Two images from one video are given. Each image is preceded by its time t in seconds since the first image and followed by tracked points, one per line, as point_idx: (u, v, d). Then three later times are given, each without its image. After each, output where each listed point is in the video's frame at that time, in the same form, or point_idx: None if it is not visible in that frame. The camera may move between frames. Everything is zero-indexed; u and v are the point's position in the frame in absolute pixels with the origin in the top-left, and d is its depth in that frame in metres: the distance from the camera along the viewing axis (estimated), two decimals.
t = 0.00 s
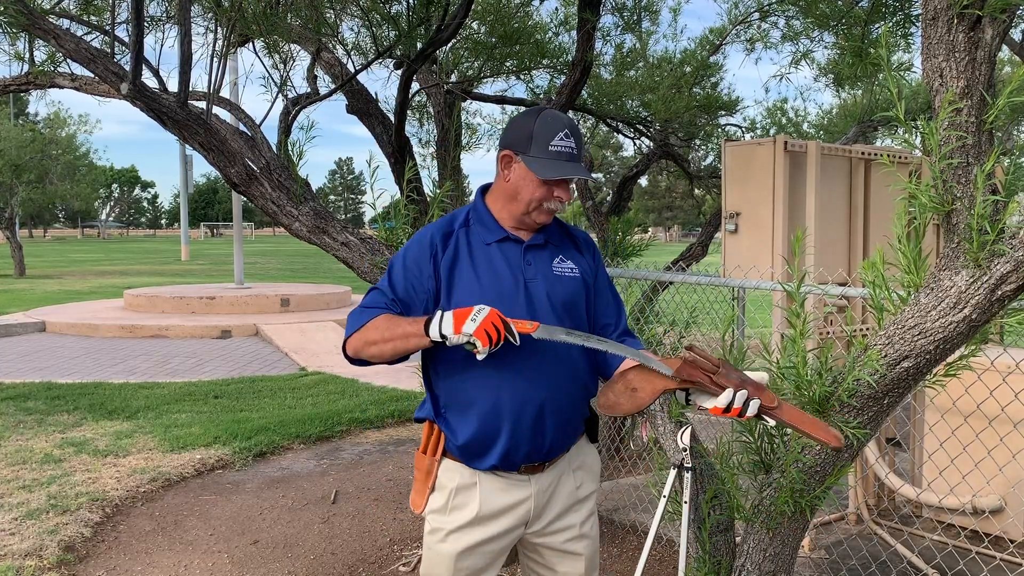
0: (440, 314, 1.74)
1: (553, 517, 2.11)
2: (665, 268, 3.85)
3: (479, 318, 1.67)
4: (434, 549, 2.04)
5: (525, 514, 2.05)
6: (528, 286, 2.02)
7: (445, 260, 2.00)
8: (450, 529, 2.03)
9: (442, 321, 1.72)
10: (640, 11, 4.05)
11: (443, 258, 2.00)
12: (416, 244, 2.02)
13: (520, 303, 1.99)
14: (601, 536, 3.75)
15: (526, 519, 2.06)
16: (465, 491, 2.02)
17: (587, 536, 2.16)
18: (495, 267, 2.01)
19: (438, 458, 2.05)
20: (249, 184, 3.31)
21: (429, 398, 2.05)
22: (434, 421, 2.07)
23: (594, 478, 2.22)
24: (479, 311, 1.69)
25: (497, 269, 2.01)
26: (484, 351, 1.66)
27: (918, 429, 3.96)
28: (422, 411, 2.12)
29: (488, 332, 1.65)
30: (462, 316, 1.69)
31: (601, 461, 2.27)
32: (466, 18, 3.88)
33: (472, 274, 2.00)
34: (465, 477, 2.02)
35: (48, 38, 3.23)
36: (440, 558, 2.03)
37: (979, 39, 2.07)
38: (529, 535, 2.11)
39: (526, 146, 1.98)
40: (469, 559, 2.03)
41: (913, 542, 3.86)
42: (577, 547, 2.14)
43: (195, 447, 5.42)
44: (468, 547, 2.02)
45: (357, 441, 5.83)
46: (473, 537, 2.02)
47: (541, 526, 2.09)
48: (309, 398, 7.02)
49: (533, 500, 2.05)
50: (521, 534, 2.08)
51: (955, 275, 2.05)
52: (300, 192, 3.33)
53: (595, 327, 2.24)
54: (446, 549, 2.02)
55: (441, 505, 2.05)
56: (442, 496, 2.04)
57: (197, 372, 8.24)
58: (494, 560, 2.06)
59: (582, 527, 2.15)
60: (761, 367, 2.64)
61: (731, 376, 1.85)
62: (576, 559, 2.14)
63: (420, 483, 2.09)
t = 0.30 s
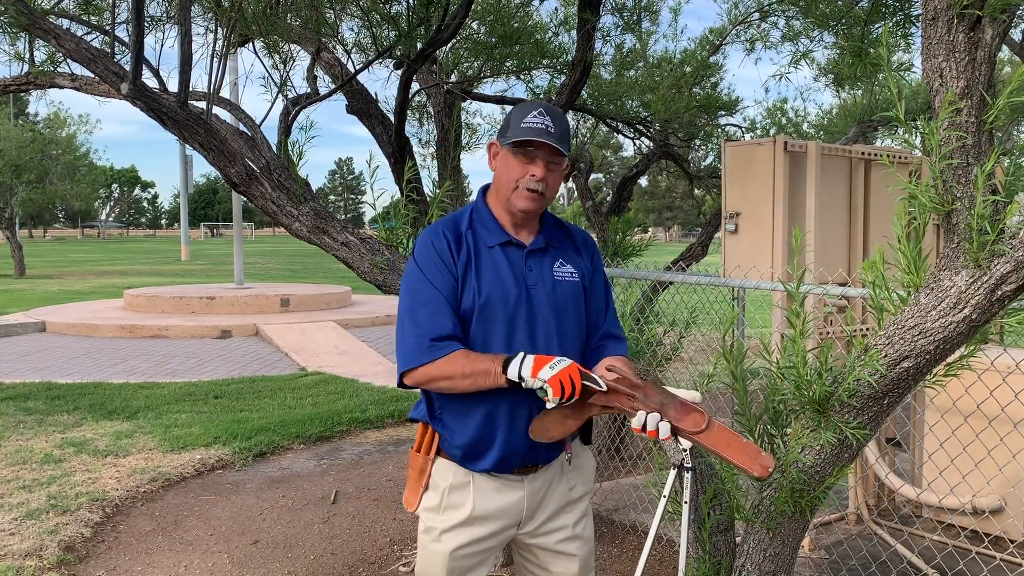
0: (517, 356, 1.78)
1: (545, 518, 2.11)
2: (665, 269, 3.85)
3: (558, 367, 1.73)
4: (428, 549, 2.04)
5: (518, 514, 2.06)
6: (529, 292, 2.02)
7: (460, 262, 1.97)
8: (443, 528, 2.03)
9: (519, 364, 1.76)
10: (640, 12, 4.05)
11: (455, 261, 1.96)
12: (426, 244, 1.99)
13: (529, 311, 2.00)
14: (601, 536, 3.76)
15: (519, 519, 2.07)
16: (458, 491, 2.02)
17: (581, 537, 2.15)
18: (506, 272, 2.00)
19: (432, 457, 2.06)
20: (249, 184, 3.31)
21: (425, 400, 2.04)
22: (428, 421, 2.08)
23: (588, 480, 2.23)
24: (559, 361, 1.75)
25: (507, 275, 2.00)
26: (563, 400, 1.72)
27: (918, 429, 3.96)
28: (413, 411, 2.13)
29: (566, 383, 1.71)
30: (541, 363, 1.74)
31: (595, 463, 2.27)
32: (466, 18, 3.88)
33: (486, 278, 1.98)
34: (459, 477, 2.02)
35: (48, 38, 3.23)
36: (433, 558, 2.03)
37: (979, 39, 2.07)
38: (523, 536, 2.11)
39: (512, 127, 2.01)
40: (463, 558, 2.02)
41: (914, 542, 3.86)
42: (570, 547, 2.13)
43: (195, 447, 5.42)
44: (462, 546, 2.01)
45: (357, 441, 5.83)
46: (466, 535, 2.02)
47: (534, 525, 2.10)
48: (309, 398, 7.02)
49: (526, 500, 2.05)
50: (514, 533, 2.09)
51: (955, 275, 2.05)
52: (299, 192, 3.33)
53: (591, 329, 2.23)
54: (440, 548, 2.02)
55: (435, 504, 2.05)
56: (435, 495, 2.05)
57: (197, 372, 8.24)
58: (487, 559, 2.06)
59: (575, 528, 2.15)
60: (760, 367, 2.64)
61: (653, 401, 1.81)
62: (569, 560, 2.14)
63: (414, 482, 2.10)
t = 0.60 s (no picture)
0: (523, 386, 1.78)
1: (537, 517, 2.11)
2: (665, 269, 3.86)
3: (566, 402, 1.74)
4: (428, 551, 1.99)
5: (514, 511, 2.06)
6: (519, 289, 2.01)
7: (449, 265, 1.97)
8: (445, 528, 1.98)
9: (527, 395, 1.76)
10: (640, 12, 4.05)
11: (445, 264, 1.95)
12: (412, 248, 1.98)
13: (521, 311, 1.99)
14: (601, 536, 3.76)
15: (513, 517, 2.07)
16: (455, 489, 1.99)
17: (569, 536, 2.16)
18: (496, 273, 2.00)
19: (427, 455, 2.00)
20: (249, 184, 3.31)
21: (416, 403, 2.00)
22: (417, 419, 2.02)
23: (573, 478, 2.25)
24: (567, 394, 1.75)
25: (496, 276, 2.00)
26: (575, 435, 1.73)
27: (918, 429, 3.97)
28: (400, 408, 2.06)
29: (577, 418, 1.74)
30: (549, 396, 1.75)
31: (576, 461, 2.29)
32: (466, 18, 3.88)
33: (475, 280, 1.97)
34: (456, 475, 2.00)
35: (48, 38, 3.23)
36: (435, 559, 1.98)
37: (979, 39, 2.07)
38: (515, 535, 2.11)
39: (485, 126, 2.05)
40: (465, 558, 1.99)
41: (913, 542, 3.86)
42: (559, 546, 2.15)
43: (195, 447, 5.42)
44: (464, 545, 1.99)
45: (357, 442, 5.83)
46: (468, 534, 1.99)
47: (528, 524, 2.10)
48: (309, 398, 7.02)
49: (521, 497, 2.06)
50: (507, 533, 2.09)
51: (955, 275, 2.05)
52: (300, 192, 3.33)
53: (575, 326, 2.24)
54: (443, 550, 1.97)
55: (433, 504, 2.00)
56: (433, 495, 2.00)
57: (197, 372, 8.24)
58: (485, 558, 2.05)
59: (561, 527, 2.16)
60: (760, 367, 2.65)
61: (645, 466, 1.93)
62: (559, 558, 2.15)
63: (404, 484, 2.02)
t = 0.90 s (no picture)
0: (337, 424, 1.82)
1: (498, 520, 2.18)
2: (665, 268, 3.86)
3: (372, 448, 1.85)
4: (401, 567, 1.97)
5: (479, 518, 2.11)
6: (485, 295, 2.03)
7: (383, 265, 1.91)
8: (416, 545, 1.97)
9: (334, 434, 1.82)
10: (639, 11, 4.05)
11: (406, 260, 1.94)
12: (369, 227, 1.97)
13: (443, 336, 1.94)
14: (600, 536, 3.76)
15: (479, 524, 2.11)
16: (426, 504, 1.98)
17: (525, 525, 2.28)
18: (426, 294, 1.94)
19: (394, 472, 1.95)
20: (249, 184, 3.31)
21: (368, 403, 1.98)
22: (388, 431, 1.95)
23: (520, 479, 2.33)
24: (346, 460, 1.83)
25: (437, 291, 1.95)
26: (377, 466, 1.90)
27: (918, 429, 3.97)
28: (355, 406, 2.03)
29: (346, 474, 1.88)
30: (357, 449, 1.82)
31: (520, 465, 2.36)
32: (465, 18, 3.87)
33: (405, 289, 1.93)
34: (427, 493, 1.98)
35: (48, 38, 3.23)
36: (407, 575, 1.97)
37: (979, 39, 2.07)
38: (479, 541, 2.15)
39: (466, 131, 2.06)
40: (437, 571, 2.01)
41: (914, 542, 3.87)
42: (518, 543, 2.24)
43: (195, 447, 5.42)
44: (435, 559, 2.00)
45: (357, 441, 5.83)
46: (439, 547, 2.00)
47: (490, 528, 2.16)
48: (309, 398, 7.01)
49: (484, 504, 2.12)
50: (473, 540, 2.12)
51: (955, 275, 2.05)
52: (300, 192, 3.33)
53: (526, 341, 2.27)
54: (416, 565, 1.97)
55: (403, 521, 1.96)
56: (403, 513, 1.96)
57: (197, 372, 8.24)
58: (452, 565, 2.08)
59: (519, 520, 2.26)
60: (760, 367, 2.65)
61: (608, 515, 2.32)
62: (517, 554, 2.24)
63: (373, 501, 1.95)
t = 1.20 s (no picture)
0: (348, 423, 1.77)
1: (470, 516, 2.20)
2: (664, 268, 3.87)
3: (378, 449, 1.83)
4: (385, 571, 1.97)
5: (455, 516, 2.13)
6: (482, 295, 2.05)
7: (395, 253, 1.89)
8: (399, 548, 1.98)
9: (343, 432, 1.78)
10: (639, 12, 4.05)
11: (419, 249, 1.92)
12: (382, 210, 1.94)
13: (447, 334, 1.93)
14: (600, 536, 3.76)
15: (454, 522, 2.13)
16: (407, 507, 1.99)
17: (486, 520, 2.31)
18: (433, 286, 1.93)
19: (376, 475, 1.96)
20: (248, 184, 3.31)
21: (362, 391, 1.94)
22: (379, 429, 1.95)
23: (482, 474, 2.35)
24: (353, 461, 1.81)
25: (446, 286, 1.94)
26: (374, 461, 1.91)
27: (918, 429, 3.97)
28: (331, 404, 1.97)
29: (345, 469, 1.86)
30: (366, 449, 1.78)
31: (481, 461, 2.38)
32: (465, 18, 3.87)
33: (416, 282, 1.91)
34: (409, 494, 2.00)
35: (48, 38, 3.23)
36: None
37: (979, 39, 2.07)
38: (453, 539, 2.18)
39: (502, 154, 2.01)
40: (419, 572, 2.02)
41: (914, 542, 3.87)
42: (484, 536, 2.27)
43: (195, 447, 5.42)
44: (418, 560, 2.01)
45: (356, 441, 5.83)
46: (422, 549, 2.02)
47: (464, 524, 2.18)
48: (309, 398, 7.01)
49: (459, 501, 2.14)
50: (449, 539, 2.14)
51: (955, 275, 2.05)
52: (300, 192, 3.33)
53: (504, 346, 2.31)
54: (400, 565, 1.98)
55: (385, 525, 1.97)
56: (386, 517, 1.97)
57: (198, 372, 8.24)
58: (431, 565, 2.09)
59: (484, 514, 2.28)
60: (760, 367, 2.65)
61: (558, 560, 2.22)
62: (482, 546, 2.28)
63: (355, 510, 1.94)
